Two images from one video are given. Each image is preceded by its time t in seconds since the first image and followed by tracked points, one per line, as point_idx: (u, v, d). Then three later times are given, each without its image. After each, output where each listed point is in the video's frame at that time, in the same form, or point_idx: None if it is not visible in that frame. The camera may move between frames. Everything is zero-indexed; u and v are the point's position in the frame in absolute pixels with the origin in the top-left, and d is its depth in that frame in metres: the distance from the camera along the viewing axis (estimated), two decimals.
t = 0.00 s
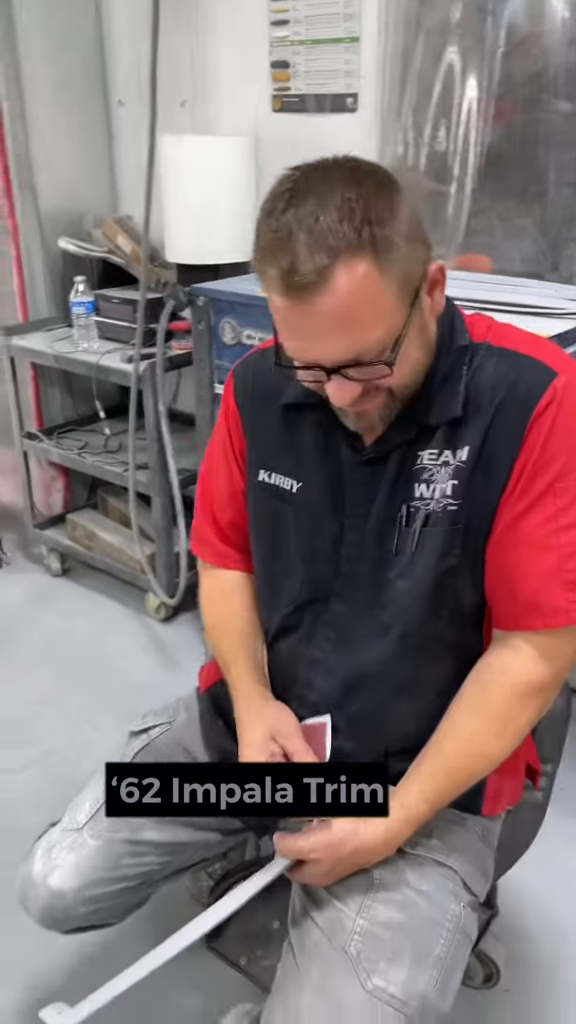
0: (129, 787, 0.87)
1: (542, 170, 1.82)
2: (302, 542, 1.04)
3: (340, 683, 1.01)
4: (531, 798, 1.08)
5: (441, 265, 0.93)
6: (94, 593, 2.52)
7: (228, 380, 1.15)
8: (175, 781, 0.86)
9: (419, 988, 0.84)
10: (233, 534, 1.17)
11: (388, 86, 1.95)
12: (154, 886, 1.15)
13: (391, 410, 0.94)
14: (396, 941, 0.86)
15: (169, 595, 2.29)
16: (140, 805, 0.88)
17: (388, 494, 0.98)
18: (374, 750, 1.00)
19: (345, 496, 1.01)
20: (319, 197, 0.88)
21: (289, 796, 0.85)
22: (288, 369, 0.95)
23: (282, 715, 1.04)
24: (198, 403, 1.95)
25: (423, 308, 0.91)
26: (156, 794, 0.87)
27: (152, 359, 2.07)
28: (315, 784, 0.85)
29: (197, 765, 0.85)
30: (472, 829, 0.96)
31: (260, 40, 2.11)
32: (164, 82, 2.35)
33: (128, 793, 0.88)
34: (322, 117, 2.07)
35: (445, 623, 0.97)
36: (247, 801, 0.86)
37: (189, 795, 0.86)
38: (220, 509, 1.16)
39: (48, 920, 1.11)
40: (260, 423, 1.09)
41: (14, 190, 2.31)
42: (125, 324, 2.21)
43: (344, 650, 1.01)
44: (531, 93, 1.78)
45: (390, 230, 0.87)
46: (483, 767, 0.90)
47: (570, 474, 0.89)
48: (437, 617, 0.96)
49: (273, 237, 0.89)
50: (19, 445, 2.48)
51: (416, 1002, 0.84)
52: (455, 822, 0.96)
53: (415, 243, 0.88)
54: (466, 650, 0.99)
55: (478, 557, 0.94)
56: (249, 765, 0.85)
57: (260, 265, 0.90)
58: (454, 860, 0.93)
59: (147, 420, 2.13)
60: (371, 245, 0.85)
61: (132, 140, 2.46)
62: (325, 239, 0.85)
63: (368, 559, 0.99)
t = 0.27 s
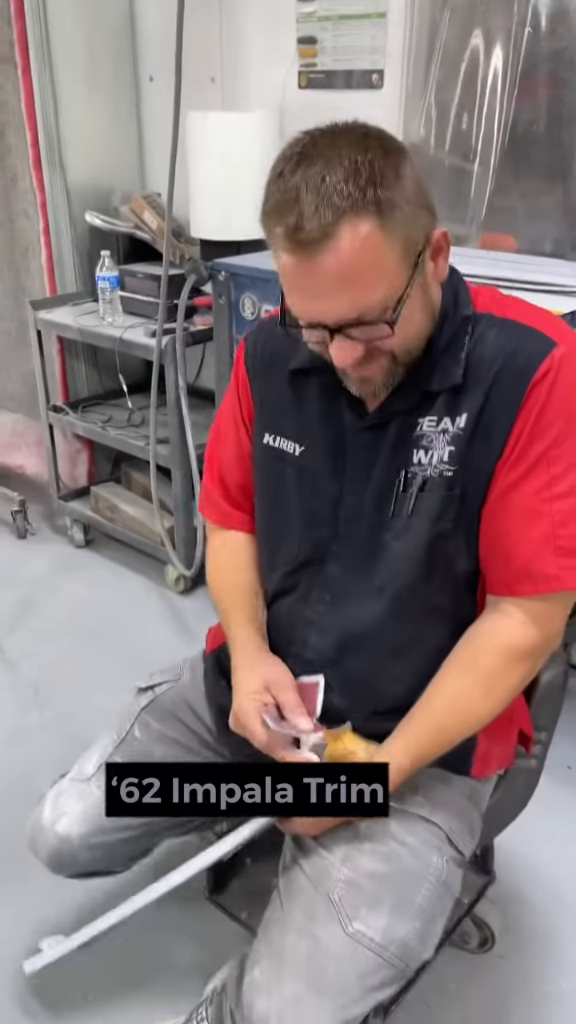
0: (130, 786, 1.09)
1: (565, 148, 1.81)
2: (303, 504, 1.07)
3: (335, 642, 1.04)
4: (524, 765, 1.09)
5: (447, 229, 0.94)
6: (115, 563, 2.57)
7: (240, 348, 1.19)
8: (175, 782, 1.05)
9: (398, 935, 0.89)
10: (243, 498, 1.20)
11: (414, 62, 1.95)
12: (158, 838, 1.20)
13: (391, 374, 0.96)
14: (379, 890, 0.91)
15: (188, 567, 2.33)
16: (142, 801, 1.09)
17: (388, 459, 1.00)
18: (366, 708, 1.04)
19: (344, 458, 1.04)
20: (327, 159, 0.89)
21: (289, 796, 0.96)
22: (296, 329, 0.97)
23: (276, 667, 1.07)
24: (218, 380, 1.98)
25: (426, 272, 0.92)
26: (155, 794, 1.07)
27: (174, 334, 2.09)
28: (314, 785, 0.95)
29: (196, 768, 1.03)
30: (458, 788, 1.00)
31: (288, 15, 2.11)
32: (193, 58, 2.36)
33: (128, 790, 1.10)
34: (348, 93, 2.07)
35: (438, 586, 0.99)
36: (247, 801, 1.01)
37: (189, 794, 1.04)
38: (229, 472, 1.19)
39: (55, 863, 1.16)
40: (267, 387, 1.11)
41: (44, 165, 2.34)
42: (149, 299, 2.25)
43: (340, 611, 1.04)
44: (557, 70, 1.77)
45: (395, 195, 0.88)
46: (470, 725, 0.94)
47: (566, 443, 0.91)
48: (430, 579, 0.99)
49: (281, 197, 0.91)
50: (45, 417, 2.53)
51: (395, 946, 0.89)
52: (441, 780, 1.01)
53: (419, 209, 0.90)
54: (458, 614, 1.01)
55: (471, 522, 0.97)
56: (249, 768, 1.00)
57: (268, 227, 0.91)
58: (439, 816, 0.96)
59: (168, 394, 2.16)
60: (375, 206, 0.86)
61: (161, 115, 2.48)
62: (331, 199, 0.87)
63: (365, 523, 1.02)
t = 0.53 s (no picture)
0: (131, 785, 1.07)
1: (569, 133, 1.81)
2: (304, 485, 1.10)
3: (335, 619, 1.06)
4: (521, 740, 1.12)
5: (446, 198, 0.96)
6: (123, 548, 2.60)
7: (243, 333, 1.21)
8: (175, 781, 1.03)
9: (395, 902, 0.92)
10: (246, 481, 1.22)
11: (418, 47, 1.95)
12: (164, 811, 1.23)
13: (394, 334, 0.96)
14: (377, 858, 0.93)
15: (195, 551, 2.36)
16: (140, 803, 1.07)
17: (386, 441, 1.03)
18: (366, 684, 1.06)
19: (344, 438, 1.06)
20: (331, 113, 0.92)
21: (288, 796, 0.98)
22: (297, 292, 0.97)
23: (280, 650, 1.10)
24: (224, 366, 2.00)
25: (427, 233, 0.94)
26: (154, 793, 1.05)
27: (180, 319, 2.11)
28: (315, 784, 0.97)
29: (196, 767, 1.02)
30: (456, 762, 1.03)
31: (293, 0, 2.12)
32: (198, 44, 2.36)
33: (128, 789, 1.09)
34: (352, 79, 2.08)
35: (436, 564, 1.01)
36: (247, 801, 1.00)
37: (189, 794, 1.03)
38: (233, 456, 1.21)
39: (65, 835, 1.19)
40: (269, 370, 1.14)
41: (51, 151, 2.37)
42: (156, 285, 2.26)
43: (340, 589, 1.06)
44: (561, 54, 1.77)
45: (398, 149, 0.90)
46: (466, 701, 0.96)
47: (563, 424, 0.93)
48: (429, 557, 1.01)
49: (285, 154, 0.93)
50: (53, 403, 2.56)
51: (392, 913, 0.92)
52: (439, 754, 1.03)
53: (421, 166, 0.92)
54: (456, 592, 1.03)
55: (470, 502, 0.98)
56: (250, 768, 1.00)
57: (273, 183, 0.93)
58: (436, 789, 0.99)
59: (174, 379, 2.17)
60: (378, 154, 0.88)
61: (167, 102, 2.49)
62: (335, 151, 0.89)
63: (365, 503, 1.04)
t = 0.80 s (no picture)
0: (130, 787, 1.18)
1: (569, 121, 1.81)
2: (316, 473, 1.11)
3: (349, 607, 1.07)
4: (533, 726, 1.13)
5: (454, 162, 1.04)
6: (129, 543, 2.61)
7: (254, 324, 1.23)
8: (175, 782, 1.17)
9: (411, 884, 0.93)
10: (255, 468, 1.23)
11: (417, 37, 1.95)
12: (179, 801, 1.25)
13: (415, 283, 0.99)
14: (394, 842, 0.95)
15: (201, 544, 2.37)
16: (139, 803, 1.18)
17: (397, 430, 1.04)
18: (380, 671, 1.08)
19: (356, 427, 1.08)
20: (347, 71, 1.00)
21: (287, 795, 1.07)
22: (318, 243, 1.01)
23: (293, 644, 1.09)
24: (227, 360, 2.01)
25: (440, 185, 1.00)
26: (154, 794, 1.18)
27: (183, 314, 2.12)
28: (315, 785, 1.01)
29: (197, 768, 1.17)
30: (470, 747, 1.04)
31: None
32: (197, 37, 2.36)
33: (128, 790, 1.18)
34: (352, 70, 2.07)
35: (449, 551, 1.02)
36: (247, 800, 1.13)
37: (189, 794, 1.16)
38: (243, 441, 1.22)
39: (81, 827, 1.20)
40: (282, 359, 1.16)
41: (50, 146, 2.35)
42: (158, 280, 2.27)
43: (354, 577, 1.07)
44: (560, 43, 1.77)
45: (410, 98, 0.98)
46: (480, 686, 0.97)
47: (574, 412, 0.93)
48: (441, 545, 1.02)
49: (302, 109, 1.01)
50: (56, 400, 2.56)
51: (409, 895, 0.93)
52: (453, 739, 1.04)
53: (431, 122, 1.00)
54: (467, 579, 1.04)
55: (483, 490, 0.99)
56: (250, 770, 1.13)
57: (291, 135, 1.00)
58: (451, 773, 1.00)
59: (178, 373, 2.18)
60: (396, 97, 0.96)
61: (166, 96, 2.49)
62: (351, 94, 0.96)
63: (377, 491, 1.06)
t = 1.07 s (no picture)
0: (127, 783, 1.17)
1: (562, 116, 1.83)
2: (325, 468, 1.13)
3: (360, 599, 1.08)
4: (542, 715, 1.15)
5: (455, 156, 1.08)
6: (128, 542, 2.62)
7: (259, 323, 1.25)
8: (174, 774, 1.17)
9: (427, 872, 0.94)
10: (264, 467, 1.26)
11: (410, 34, 1.96)
12: (191, 794, 1.27)
13: (417, 262, 1.02)
14: (409, 830, 0.96)
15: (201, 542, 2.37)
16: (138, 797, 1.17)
17: (405, 424, 1.05)
18: (391, 661, 1.09)
19: (364, 422, 1.09)
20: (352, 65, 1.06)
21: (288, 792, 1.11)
22: (323, 223, 1.05)
23: (308, 642, 1.10)
24: (224, 357, 2.01)
25: (443, 171, 1.04)
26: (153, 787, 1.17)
27: (180, 312, 2.12)
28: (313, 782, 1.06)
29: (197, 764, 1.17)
30: (481, 736, 1.06)
31: None
32: (188, 36, 2.36)
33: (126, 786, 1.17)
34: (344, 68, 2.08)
35: (457, 542, 1.03)
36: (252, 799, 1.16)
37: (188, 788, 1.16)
38: (251, 443, 1.25)
39: (93, 823, 1.21)
40: (288, 356, 1.17)
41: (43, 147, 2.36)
42: (153, 279, 2.27)
43: (365, 569, 1.09)
44: (552, 39, 1.79)
45: (413, 88, 1.03)
46: (492, 674, 0.98)
47: None
48: (450, 536, 1.03)
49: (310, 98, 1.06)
50: (52, 399, 2.56)
51: (424, 882, 0.94)
52: (465, 728, 1.06)
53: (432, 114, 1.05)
54: (476, 569, 1.06)
55: (489, 480, 1.00)
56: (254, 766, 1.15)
57: (300, 121, 1.05)
58: (463, 762, 1.02)
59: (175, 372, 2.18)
60: (399, 83, 1.01)
61: (158, 95, 2.49)
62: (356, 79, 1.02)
63: (386, 485, 1.07)
